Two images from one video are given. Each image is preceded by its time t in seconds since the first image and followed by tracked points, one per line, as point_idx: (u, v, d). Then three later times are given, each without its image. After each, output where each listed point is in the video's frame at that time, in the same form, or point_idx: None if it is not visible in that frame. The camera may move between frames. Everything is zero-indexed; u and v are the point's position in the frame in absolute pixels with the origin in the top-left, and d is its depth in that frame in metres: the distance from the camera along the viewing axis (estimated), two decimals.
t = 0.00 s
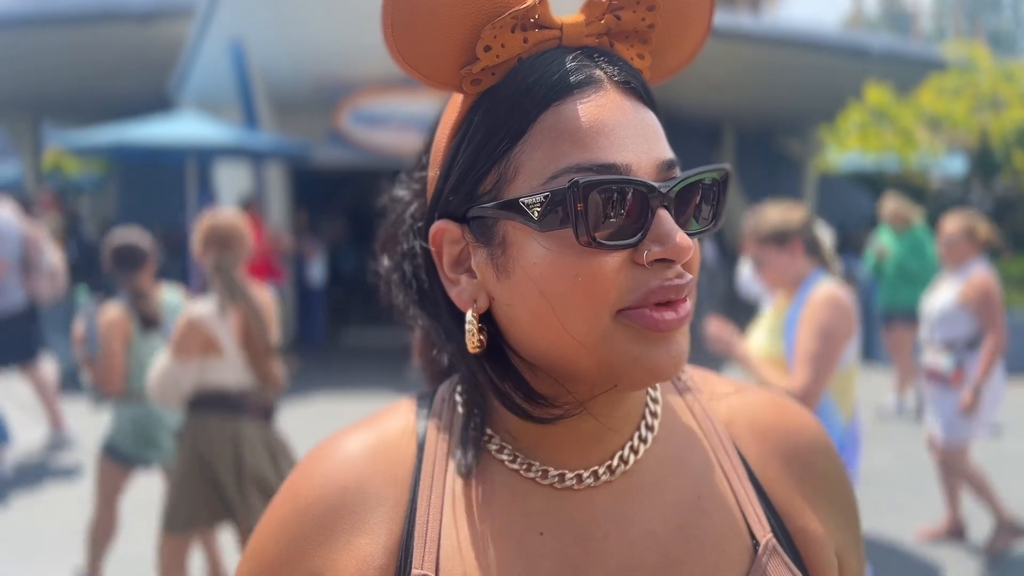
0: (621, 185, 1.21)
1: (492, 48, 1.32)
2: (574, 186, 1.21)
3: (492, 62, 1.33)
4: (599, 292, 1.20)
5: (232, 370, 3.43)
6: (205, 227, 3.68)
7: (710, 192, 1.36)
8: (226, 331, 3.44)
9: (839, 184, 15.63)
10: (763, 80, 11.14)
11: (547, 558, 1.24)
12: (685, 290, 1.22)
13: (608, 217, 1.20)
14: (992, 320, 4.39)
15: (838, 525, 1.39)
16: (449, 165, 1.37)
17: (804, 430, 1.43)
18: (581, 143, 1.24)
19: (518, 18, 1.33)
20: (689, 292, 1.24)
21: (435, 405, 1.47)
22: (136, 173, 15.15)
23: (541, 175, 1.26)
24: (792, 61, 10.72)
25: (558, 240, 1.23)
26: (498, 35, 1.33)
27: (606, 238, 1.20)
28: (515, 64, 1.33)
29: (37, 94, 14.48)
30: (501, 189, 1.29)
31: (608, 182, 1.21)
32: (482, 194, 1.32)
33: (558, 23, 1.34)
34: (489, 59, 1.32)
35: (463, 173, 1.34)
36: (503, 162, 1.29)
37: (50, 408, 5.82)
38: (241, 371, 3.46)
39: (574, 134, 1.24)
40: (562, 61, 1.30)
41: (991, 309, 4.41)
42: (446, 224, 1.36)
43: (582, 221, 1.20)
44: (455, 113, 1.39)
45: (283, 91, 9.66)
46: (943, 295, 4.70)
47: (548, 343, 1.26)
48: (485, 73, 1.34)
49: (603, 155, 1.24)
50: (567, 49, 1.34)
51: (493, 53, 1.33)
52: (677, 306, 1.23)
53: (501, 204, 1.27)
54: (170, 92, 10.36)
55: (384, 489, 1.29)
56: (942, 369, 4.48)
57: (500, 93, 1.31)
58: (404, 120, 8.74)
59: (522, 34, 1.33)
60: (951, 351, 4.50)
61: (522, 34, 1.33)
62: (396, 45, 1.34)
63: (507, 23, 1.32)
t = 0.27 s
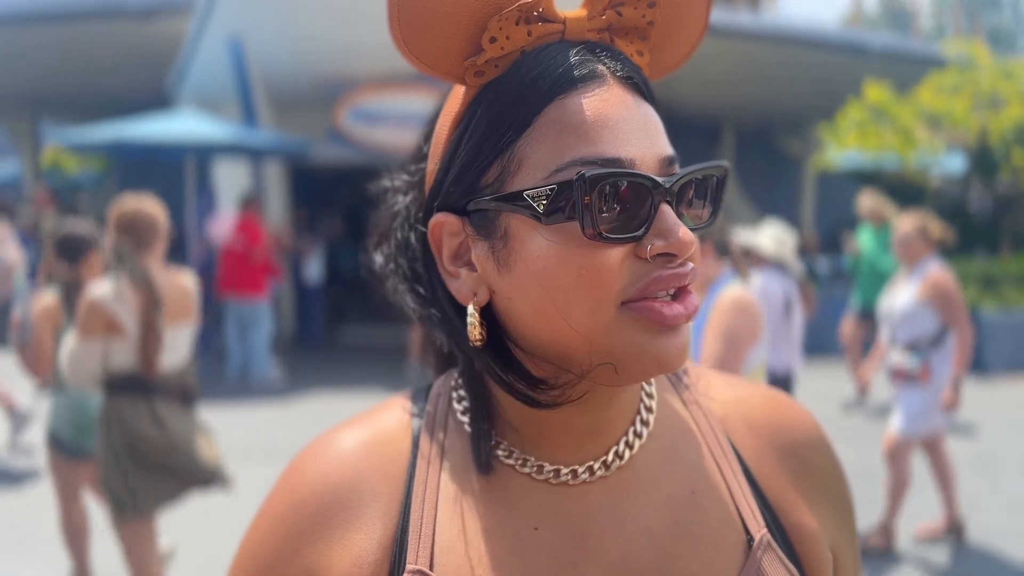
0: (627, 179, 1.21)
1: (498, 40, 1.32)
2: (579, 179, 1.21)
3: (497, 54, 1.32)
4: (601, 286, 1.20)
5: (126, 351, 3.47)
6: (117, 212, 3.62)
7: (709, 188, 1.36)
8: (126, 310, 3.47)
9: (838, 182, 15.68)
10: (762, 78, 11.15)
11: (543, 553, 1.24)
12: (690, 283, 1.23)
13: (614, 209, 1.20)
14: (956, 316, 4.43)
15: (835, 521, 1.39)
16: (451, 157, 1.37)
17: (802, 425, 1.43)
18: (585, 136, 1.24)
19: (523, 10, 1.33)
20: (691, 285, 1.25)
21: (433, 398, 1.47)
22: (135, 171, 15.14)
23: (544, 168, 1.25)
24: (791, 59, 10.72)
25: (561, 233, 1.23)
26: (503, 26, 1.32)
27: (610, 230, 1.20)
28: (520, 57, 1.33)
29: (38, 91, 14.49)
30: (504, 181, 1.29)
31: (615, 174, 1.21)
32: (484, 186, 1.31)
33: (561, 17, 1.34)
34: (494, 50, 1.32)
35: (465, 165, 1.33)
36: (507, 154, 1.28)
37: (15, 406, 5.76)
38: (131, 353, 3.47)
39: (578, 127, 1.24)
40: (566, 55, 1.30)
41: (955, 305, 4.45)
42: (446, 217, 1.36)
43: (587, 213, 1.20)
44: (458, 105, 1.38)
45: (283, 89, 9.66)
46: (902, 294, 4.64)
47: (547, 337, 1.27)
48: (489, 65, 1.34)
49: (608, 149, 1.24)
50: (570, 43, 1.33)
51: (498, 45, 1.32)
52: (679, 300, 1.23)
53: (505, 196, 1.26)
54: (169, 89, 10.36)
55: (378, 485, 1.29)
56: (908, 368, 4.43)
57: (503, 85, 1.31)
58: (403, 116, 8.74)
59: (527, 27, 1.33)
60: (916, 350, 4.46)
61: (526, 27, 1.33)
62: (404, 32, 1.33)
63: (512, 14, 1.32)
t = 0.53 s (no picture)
0: (611, 172, 1.21)
1: (481, 32, 1.31)
2: (563, 173, 1.20)
3: (480, 46, 1.31)
4: (585, 282, 1.19)
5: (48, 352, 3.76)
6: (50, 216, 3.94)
7: (695, 183, 1.35)
8: (48, 312, 3.76)
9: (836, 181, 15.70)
10: (759, 76, 11.17)
11: (526, 553, 1.23)
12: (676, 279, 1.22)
13: (600, 203, 1.20)
14: (896, 321, 4.36)
15: (822, 522, 1.38)
16: (434, 150, 1.36)
17: (788, 424, 1.42)
18: (569, 130, 1.23)
19: (507, 3, 1.32)
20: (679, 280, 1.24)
21: (417, 395, 1.46)
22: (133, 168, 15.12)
23: (528, 163, 1.25)
24: (789, 57, 10.73)
25: (545, 229, 1.22)
26: (487, 19, 1.31)
27: (594, 225, 1.19)
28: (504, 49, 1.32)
29: (36, 90, 14.49)
30: (488, 175, 1.28)
31: (598, 167, 1.20)
32: (468, 180, 1.31)
33: (546, 10, 1.33)
34: (478, 42, 1.31)
35: (449, 158, 1.32)
36: (490, 148, 1.28)
37: None
38: (58, 352, 3.76)
39: (562, 121, 1.24)
40: (550, 48, 1.28)
41: (896, 310, 4.37)
42: (430, 212, 1.35)
43: (571, 208, 1.19)
44: (441, 98, 1.37)
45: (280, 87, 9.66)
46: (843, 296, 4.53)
47: (531, 334, 1.26)
48: (473, 57, 1.33)
49: (592, 142, 1.23)
50: (554, 36, 1.32)
51: (482, 37, 1.31)
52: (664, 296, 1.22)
53: (489, 190, 1.26)
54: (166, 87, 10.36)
55: (362, 484, 1.28)
56: (848, 372, 4.40)
57: (487, 77, 1.30)
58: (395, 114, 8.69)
59: (511, 20, 1.32)
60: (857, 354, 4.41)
61: (510, 20, 1.32)
62: (387, 25, 1.32)
63: (495, 7, 1.31)
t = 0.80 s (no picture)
0: (595, 167, 1.21)
1: (467, 27, 1.32)
2: (546, 166, 1.20)
3: (467, 42, 1.32)
4: (573, 277, 1.20)
5: None
6: None
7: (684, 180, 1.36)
8: None
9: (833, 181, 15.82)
10: (756, 75, 11.17)
11: (518, 547, 1.24)
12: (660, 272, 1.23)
13: (585, 197, 1.20)
14: (827, 316, 4.35)
15: (813, 518, 1.38)
16: (423, 145, 1.36)
17: (779, 420, 1.43)
18: (554, 125, 1.24)
19: None
20: (662, 274, 1.25)
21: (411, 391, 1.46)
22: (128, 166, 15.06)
23: (514, 158, 1.25)
24: (785, 56, 10.70)
25: (531, 224, 1.23)
26: (473, 15, 1.32)
27: (578, 220, 1.20)
28: (491, 45, 1.33)
29: (31, 86, 14.43)
30: (476, 170, 1.29)
31: (582, 162, 1.21)
32: (455, 176, 1.31)
33: (533, 5, 1.33)
34: (463, 39, 1.32)
35: (436, 154, 1.33)
36: (477, 143, 1.28)
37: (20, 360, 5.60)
38: (6, 338, 3.58)
39: (547, 116, 1.24)
40: (537, 43, 1.29)
41: (829, 306, 4.36)
42: (419, 207, 1.35)
43: (558, 203, 1.20)
44: (429, 94, 1.38)
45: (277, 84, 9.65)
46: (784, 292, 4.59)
47: (520, 330, 1.26)
48: (460, 53, 1.34)
49: (577, 137, 1.23)
50: (542, 32, 1.33)
51: (468, 32, 1.32)
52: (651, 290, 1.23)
53: (476, 185, 1.26)
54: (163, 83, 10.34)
55: (355, 479, 1.29)
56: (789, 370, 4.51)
57: (474, 72, 1.30)
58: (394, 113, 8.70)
59: (498, 16, 1.32)
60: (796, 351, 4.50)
61: (497, 15, 1.33)
62: (373, 20, 1.33)
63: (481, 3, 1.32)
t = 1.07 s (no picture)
0: (587, 173, 1.21)
1: (460, 31, 1.32)
2: (537, 172, 1.20)
3: (460, 46, 1.32)
4: (565, 281, 1.19)
5: None
6: None
7: (679, 183, 1.36)
8: None
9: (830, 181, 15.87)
10: (753, 76, 11.17)
11: (514, 550, 1.24)
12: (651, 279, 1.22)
13: (575, 204, 1.20)
14: (758, 324, 4.11)
15: (810, 519, 1.39)
16: (417, 147, 1.36)
17: (775, 423, 1.43)
18: (546, 129, 1.24)
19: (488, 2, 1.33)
20: (655, 281, 1.24)
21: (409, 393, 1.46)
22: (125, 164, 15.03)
23: (506, 162, 1.25)
24: (782, 57, 10.71)
25: (523, 228, 1.22)
26: (466, 18, 1.32)
27: (569, 225, 1.20)
28: (484, 48, 1.33)
29: (27, 85, 14.40)
30: (469, 174, 1.29)
31: (572, 168, 1.21)
32: (448, 179, 1.31)
33: (528, 8, 1.32)
34: (456, 42, 1.32)
35: (430, 157, 1.33)
36: (470, 147, 1.29)
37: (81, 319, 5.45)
38: None
39: (540, 120, 1.24)
40: (531, 47, 1.29)
41: (756, 314, 4.13)
42: (413, 210, 1.35)
43: (548, 209, 1.19)
44: (423, 97, 1.38)
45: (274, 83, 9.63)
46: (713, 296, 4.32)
47: (515, 335, 1.26)
48: (453, 56, 1.34)
49: (569, 142, 1.23)
50: (537, 34, 1.33)
51: (461, 36, 1.32)
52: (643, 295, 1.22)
53: (467, 190, 1.26)
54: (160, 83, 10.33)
55: (351, 482, 1.28)
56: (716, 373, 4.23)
57: (467, 76, 1.30)
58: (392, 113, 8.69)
59: (491, 20, 1.32)
60: (724, 357, 4.24)
61: (490, 19, 1.32)
62: (366, 23, 1.34)
63: (474, 6, 1.32)
